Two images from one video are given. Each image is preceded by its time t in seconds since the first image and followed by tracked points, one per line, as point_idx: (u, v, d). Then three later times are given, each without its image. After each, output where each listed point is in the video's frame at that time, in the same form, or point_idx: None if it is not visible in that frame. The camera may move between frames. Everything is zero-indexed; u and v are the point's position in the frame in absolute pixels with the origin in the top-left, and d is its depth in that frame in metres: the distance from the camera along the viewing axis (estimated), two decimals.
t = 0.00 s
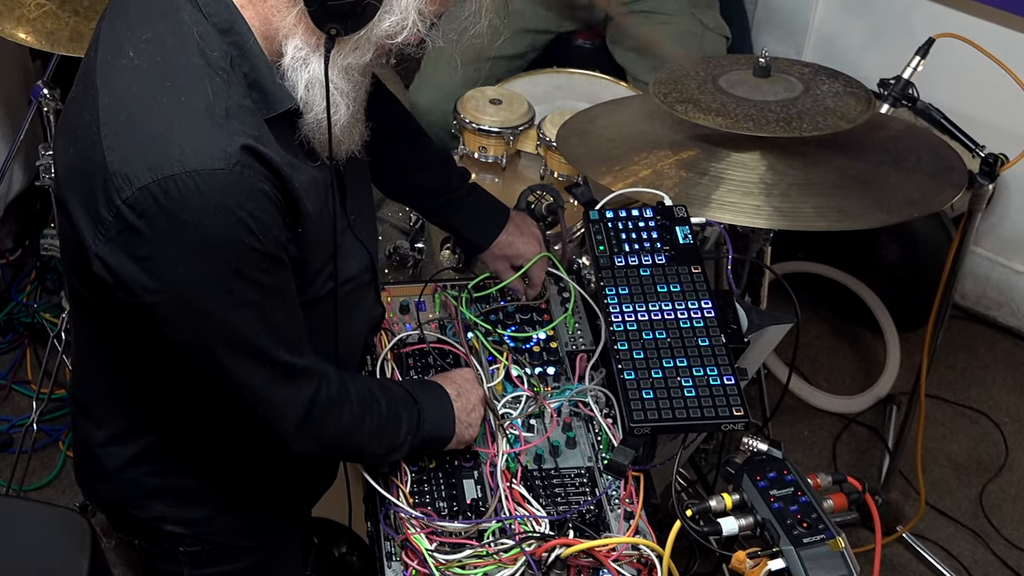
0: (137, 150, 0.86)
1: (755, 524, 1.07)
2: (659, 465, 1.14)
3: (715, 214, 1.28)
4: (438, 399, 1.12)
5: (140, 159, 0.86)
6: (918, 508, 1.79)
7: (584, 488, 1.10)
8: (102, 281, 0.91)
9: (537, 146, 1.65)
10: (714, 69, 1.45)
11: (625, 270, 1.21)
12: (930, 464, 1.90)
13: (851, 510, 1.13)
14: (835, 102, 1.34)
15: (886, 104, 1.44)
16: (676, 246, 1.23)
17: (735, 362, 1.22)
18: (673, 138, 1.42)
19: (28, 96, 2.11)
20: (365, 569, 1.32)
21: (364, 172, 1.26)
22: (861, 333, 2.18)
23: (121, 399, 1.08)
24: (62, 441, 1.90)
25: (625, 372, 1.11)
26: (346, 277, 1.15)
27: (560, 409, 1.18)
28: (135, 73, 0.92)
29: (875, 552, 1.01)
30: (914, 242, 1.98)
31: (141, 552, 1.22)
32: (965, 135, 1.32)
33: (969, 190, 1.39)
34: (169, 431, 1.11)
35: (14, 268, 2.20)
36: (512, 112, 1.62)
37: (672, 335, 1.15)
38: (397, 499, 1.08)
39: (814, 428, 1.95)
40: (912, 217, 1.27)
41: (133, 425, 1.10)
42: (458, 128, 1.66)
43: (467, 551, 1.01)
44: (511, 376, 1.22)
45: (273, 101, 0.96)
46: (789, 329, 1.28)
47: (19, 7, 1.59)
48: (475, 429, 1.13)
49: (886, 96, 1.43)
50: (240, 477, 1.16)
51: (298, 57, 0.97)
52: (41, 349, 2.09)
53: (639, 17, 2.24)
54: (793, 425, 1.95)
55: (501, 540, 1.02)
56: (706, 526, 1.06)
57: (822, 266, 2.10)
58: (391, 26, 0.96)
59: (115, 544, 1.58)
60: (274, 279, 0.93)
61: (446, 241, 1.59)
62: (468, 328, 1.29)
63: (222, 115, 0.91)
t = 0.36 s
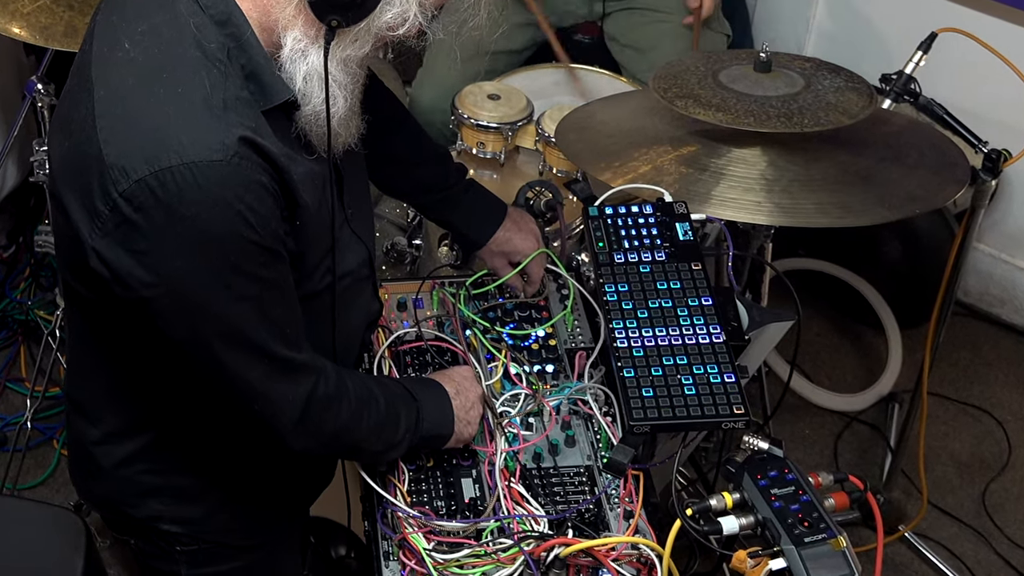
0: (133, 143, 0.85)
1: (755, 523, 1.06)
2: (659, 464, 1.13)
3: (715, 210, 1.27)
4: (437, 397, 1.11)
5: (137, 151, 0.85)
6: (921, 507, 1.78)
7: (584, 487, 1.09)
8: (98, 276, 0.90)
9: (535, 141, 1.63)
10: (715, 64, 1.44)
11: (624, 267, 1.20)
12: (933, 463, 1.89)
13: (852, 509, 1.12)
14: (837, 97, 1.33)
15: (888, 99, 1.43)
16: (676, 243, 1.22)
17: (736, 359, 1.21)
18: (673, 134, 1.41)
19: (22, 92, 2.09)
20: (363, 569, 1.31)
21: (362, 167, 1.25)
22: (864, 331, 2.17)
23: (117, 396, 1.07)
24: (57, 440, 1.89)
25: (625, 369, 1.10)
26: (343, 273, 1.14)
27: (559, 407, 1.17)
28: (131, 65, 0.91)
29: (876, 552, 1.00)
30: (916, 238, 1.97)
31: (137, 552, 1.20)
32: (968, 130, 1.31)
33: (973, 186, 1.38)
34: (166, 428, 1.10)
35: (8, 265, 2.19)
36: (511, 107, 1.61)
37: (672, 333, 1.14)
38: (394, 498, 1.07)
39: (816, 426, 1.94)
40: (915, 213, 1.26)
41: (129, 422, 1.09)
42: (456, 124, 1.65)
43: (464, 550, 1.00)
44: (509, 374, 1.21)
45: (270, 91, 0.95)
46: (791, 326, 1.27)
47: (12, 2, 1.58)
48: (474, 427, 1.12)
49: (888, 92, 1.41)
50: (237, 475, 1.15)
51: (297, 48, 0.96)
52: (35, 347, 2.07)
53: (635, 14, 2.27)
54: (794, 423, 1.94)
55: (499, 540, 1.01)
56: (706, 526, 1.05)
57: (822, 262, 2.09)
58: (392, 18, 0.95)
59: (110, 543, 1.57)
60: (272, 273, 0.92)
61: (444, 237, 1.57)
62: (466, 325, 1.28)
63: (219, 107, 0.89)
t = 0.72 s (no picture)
0: (129, 139, 0.84)
1: (756, 522, 1.05)
2: (659, 462, 1.12)
3: (715, 206, 1.26)
4: (435, 396, 1.10)
5: (132, 147, 0.83)
6: (923, 506, 1.77)
7: (583, 486, 1.07)
8: (93, 273, 0.89)
9: (534, 137, 1.62)
10: (715, 58, 1.42)
11: (624, 263, 1.19)
12: (935, 461, 1.88)
13: (854, 508, 1.11)
14: (838, 93, 1.32)
15: (890, 94, 1.42)
16: (676, 239, 1.21)
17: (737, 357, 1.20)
18: (673, 129, 1.39)
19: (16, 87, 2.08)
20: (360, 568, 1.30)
21: (360, 163, 1.24)
22: (865, 328, 2.16)
23: (113, 393, 1.06)
24: (52, 438, 1.88)
25: (624, 367, 1.09)
26: (342, 269, 1.12)
27: (557, 405, 1.16)
28: (126, 60, 0.90)
29: (878, 551, 0.99)
30: (918, 234, 1.96)
31: (132, 550, 1.19)
32: (971, 126, 1.30)
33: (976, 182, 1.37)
34: (163, 425, 1.09)
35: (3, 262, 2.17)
36: (509, 103, 1.60)
37: (672, 330, 1.12)
38: (392, 496, 1.06)
39: (817, 424, 1.93)
40: (917, 209, 1.25)
41: (126, 420, 1.07)
42: (454, 119, 1.63)
43: (462, 549, 0.99)
44: (508, 371, 1.20)
45: (267, 87, 0.94)
46: (792, 323, 1.26)
47: None
48: (472, 426, 1.11)
49: (890, 87, 1.40)
50: (233, 473, 1.14)
51: (295, 44, 0.95)
52: (30, 344, 2.06)
53: (636, 11, 2.25)
54: (796, 422, 1.93)
55: (498, 539, 1.00)
56: (706, 524, 1.03)
57: (822, 259, 2.08)
58: (392, 13, 0.94)
59: (105, 542, 1.56)
60: (270, 270, 0.91)
61: (442, 234, 1.56)
62: (464, 323, 1.26)
63: (216, 102, 0.88)
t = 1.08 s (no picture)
0: (124, 133, 0.83)
1: (756, 521, 1.04)
2: (658, 460, 1.11)
3: (715, 202, 1.24)
4: (433, 393, 1.09)
5: (128, 141, 0.82)
6: (925, 505, 1.76)
7: (582, 485, 1.06)
8: (87, 268, 0.87)
9: (533, 132, 1.61)
10: (715, 53, 1.41)
11: (623, 260, 1.18)
12: (937, 460, 1.87)
13: (855, 507, 1.10)
14: (840, 88, 1.31)
15: (892, 89, 1.41)
16: (676, 236, 1.20)
17: (738, 354, 1.19)
18: (673, 124, 1.38)
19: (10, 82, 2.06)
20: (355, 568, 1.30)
21: (359, 159, 1.23)
22: (866, 325, 2.15)
23: (106, 390, 1.04)
24: (45, 436, 1.87)
25: (623, 364, 1.08)
26: (340, 266, 1.11)
27: (556, 403, 1.15)
28: (123, 54, 0.88)
29: (880, 550, 0.98)
30: (919, 230, 1.95)
31: (125, 549, 1.18)
32: (974, 121, 1.29)
33: (978, 178, 1.36)
34: (157, 422, 1.07)
35: None
36: (507, 98, 1.58)
37: (672, 327, 1.11)
38: (389, 495, 1.04)
39: (818, 422, 1.92)
40: (919, 205, 1.24)
41: (120, 416, 1.06)
42: (452, 115, 1.62)
43: (461, 548, 0.98)
44: (506, 369, 1.19)
45: (264, 81, 0.93)
46: (793, 320, 1.24)
47: None
48: (470, 424, 1.10)
49: (892, 82, 1.39)
50: (226, 470, 1.13)
51: (292, 39, 0.94)
52: (23, 341, 2.04)
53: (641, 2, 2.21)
54: (797, 419, 1.92)
55: (496, 538, 0.99)
56: (707, 523, 1.02)
57: (823, 255, 2.06)
58: (390, 7, 0.91)
59: (99, 541, 1.55)
60: (266, 267, 0.90)
61: (440, 230, 1.54)
62: (462, 320, 1.25)
63: (213, 96, 0.87)
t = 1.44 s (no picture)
0: (123, 131, 0.82)
1: (757, 521, 1.02)
2: (658, 458, 1.10)
3: (715, 197, 1.23)
4: (432, 392, 1.08)
5: (127, 139, 0.81)
6: (927, 503, 1.75)
7: (581, 483, 1.05)
8: (84, 268, 0.87)
9: (531, 127, 1.60)
10: (715, 47, 1.40)
11: (622, 256, 1.17)
12: (940, 458, 1.86)
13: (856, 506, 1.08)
14: (841, 82, 1.30)
15: (893, 84, 1.40)
16: (676, 232, 1.18)
17: (738, 351, 1.18)
18: (673, 119, 1.37)
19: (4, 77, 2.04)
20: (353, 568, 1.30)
21: (357, 155, 1.21)
22: (867, 322, 2.14)
23: (103, 390, 1.03)
24: (40, 434, 1.86)
25: (622, 362, 1.07)
26: (339, 265, 1.10)
27: (555, 401, 1.14)
28: (121, 51, 0.87)
29: (883, 549, 0.97)
30: (921, 226, 1.94)
31: (121, 550, 1.17)
32: (976, 116, 1.28)
33: (981, 173, 1.35)
34: (154, 423, 1.06)
35: None
36: (506, 92, 1.57)
37: (672, 324, 1.10)
38: (386, 494, 1.03)
39: (819, 420, 1.91)
40: (921, 201, 1.23)
41: (116, 417, 1.05)
42: (449, 110, 1.61)
43: (458, 547, 0.97)
44: (504, 366, 1.18)
45: (263, 78, 0.92)
46: (795, 317, 1.23)
47: None
48: (469, 423, 1.09)
49: (893, 77, 1.38)
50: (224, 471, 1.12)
51: (292, 35, 0.93)
52: (17, 338, 2.03)
53: None
54: (797, 417, 1.91)
55: (494, 536, 0.98)
56: (707, 522, 1.01)
57: (823, 251, 2.06)
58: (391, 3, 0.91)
59: (94, 540, 1.54)
60: (265, 267, 0.89)
61: (437, 226, 1.52)
62: (459, 317, 1.24)
63: (212, 94, 0.86)
